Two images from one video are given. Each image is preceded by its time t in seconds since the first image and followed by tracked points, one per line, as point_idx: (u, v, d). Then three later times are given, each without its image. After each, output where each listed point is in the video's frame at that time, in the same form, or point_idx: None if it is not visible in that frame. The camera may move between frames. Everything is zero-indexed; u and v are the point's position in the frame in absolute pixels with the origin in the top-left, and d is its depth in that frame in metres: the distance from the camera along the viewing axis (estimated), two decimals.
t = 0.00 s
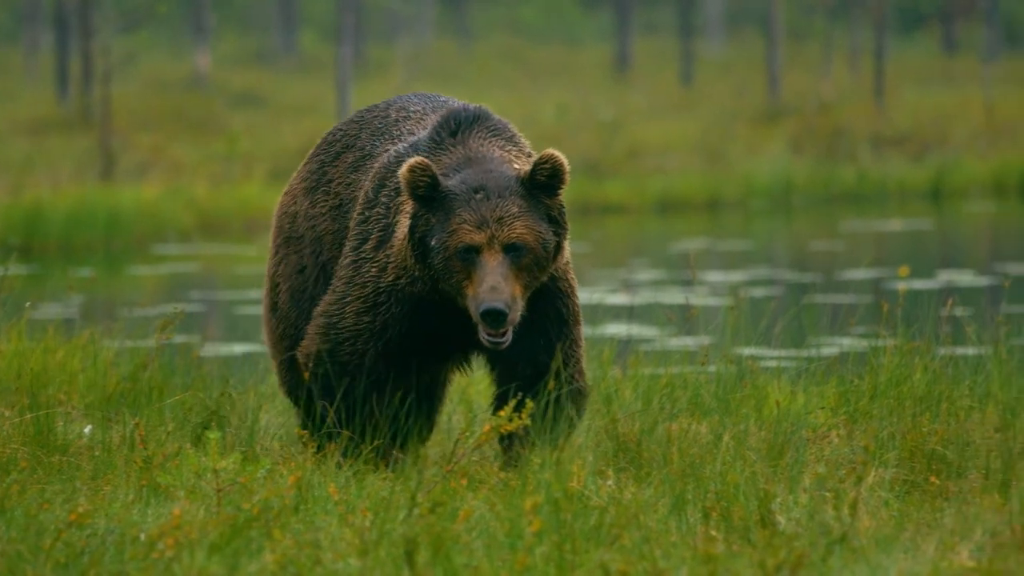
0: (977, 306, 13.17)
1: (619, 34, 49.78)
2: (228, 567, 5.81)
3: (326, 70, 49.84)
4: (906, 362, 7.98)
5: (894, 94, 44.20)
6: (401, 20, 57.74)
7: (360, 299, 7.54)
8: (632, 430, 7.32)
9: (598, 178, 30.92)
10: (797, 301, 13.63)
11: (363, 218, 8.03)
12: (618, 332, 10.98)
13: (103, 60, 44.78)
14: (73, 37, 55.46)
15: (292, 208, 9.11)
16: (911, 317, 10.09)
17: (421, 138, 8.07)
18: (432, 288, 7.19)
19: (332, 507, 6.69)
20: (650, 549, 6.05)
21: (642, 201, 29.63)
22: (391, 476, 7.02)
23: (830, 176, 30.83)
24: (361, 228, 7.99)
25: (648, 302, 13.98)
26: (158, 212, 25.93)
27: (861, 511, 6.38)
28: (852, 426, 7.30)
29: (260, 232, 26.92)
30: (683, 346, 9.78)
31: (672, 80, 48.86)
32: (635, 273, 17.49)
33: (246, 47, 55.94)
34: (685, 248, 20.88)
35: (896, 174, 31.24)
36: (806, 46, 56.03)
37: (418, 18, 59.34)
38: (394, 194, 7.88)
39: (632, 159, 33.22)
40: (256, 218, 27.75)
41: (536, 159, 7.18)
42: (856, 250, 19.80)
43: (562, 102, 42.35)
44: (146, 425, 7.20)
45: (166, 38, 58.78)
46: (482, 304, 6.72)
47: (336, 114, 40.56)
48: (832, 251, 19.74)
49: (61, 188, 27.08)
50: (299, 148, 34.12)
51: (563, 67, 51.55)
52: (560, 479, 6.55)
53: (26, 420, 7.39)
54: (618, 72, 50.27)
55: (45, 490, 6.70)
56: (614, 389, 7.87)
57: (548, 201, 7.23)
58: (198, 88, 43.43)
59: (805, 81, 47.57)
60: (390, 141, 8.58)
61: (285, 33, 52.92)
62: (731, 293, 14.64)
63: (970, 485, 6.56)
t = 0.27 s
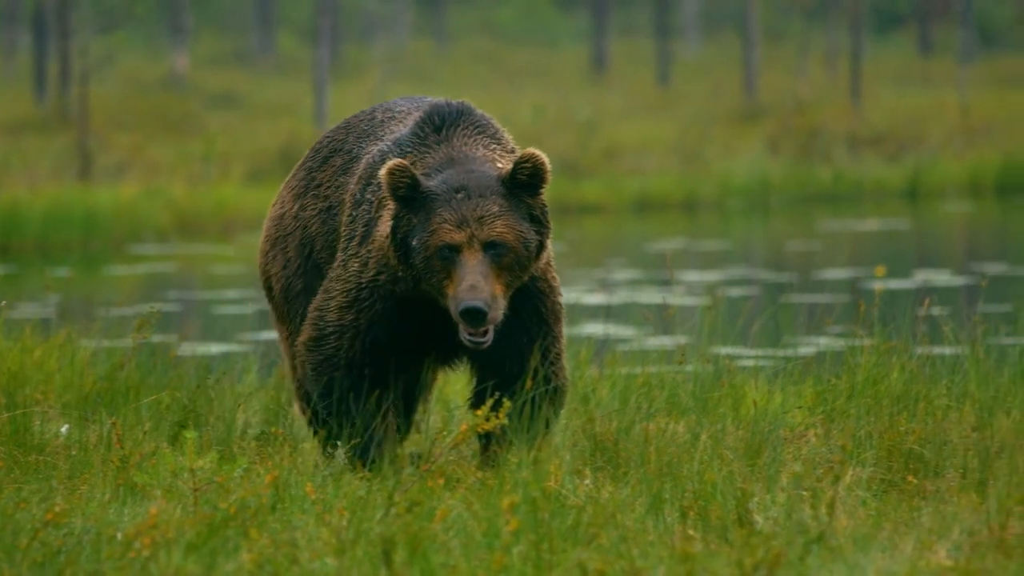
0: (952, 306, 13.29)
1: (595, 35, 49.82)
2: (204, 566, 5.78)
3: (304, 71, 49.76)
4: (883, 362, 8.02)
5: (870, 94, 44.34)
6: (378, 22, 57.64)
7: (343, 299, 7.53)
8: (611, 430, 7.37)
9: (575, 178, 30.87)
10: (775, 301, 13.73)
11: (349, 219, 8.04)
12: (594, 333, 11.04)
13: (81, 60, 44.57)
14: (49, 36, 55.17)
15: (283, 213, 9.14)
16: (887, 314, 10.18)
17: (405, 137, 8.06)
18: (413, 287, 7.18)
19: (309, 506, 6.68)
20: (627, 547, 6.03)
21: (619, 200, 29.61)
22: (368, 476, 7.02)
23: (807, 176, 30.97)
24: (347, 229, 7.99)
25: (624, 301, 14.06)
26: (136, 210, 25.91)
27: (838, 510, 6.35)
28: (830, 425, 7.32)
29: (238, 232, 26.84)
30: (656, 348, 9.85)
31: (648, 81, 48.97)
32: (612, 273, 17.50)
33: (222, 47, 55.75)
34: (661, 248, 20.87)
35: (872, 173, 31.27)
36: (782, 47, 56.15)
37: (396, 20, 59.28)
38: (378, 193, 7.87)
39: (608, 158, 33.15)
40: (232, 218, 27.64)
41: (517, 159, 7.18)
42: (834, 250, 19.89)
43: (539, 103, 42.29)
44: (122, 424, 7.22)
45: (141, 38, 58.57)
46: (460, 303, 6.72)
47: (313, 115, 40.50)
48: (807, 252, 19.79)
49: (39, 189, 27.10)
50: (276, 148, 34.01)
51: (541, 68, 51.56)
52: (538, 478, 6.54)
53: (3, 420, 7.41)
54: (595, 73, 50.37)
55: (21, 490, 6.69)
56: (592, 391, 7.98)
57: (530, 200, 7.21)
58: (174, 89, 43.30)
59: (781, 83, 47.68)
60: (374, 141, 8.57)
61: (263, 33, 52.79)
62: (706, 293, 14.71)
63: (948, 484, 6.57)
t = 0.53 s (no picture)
0: (933, 305, 13.41)
1: (577, 33, 49.86)
2: (185, 564, 5.77)
3: (286, 69, 49.72)
4: (865, 361, 8.11)
5: (851, 94, 44.45)
6: (360, 20, 57.55)
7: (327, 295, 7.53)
8: (592, 428, 7.40)
9: (556, 176, 30.83)
10: (756, 300, 13.83)
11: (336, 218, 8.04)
12: (575, 332, 11.13)
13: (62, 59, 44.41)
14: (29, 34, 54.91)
15: (274, 218, 9.14)
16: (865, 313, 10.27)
17: (391, 134, 8.07)
18: (393, 281, 7.17)
19: (291, 504, 6.67)
20: (609, 545, 6.00)
21: (601, 199, 29.59)
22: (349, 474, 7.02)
23: (789, 176, 31.14)
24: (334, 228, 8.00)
25: (606, 301, 14.14)
26: (119, 208, 25.89)
27: (820, 508, 6.32)
28: (812, 423, 7.35)
29: (219, 230, 26.78)
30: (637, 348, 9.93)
31: (630, 80, 49.06)
32: (595, 272, 17.51)
33: (204, 44, 55.61)
34: (642, 246, 20.86)
35: (853, 173, 31.43)
36: (761, 46, 56.27)
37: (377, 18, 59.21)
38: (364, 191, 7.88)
39: (589, 156, 33.06)
40: (213, 215, 27.56)
41: (500, 154, 7.19)
42: (817, 249, 19.98)
43: (520, 100, 42.27)
44: (103, 423, 7.24)
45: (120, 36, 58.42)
46: (435, 294, 6.71)
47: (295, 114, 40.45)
48: (789, 250, 19.83)
49: (21, 188, 27.05)
50: (257, 147, 33.94)
51: (521, 65, 51.58)
52: (520, 476, 6.52)
53: None
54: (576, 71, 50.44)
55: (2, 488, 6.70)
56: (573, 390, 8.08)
57: (512, 196, 7.23)
58: (155, 87, 43.22)
59: (759, 82, 47.91)
60: (361, 141, 8.57)
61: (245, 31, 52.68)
62: (688, 292, 14.78)
63: (929, 482, 6.56)
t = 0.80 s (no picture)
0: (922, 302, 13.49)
1: (567, 31, 50.01)
2: (174, 561, 5.74)
3: (276, 69, 49.76)
4: (854, 358, 8.27)
5: (840, 92, 44.59)
6: (350, 20, 57.56)
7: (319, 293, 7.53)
8: (582, 427, 7.41)
9: (546, 175, 30.84)
10: (745, 298, 13.91)
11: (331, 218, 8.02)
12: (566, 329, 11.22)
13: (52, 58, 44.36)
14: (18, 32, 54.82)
15: (269, 222, 9.12)
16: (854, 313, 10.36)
17: (384, 133, 8.08)
18: (383, 276, 7.16)
19: (279, 503, 6.65)
20: (598, 544, 5.97)
21: (591, 197, 29.62)
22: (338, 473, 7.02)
23: (778, 171, 31.37)
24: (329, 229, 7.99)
25: (594, 299, 14.25)
26: (108, 207, 25.86)
27: (810, 506, 6.30)
28: (801, 421, 7.38)
29: (208, 229, 26.79)
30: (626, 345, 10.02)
31: (620, 78, 49.19)
32: (584, 270, 17.55)
33: (195, 43, 55.64)
34: (633, 245, 20.88)
35: (841, 170, 31.56)
36: (750, 43, 56.44)
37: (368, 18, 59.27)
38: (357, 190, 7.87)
39: (579, 155, 33.05)
40: (203, 214, 27.53)
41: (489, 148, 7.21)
42: (806, 246, 20.05)
43: (510, 99, 42.31)
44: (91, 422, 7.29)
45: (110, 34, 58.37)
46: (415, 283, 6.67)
47: (285, 113, 40.46)
48: (779, 249, 19.89)
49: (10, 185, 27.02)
50: (246, 147, 33.89)
51: (511, 64, 51.69)
52: (509, 474, 6.49)
53: None
54: (566, 69, 50.57)
55: None
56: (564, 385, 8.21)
57: (502, 191, 7.25)
58: (145, 86, 43.19)
59: (748, 80, 48.00)
60: (355, 142, 8.56)
61: (235, 30, 52.70)
62: (677, 290, 14.87)
63: (919, 479, 6.56)
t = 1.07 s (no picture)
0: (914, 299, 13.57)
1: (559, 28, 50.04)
2: (166, 557, 5.72)
3: (268, 66, 49.67)
4: (846, 354, 8.38)
5: (831, 89, 44.64)
6: (343, 17, 57.46)
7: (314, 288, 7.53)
8: (574, 422, 7.47)
9: (539, 172, 30.77)
10: (737, 295, 13.98)
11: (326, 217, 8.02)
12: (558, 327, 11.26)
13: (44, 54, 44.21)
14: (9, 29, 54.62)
15: (267, 224, 9.10)
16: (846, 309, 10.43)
17: (380, 131, 8.06)
18: (375, 268, 7.17)
19: (272, 499, 6.64)
20: (590, 540, 5.96)
21: (583, 194, 29.58)
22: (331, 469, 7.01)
23: (771, 169, 31.50)
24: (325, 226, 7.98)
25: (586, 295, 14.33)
26: (100, 205, 25.80)
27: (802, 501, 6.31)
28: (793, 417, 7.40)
29: (200, 225, 26.70)
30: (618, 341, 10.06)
31: (611, 74, 49.22)
32: (577, 267, 17.54)
33: (186, 39, 55.52)
34: (625, 241, 20.88)
35: (835, 168, 31.62)
36: (741, 40, 56.49)
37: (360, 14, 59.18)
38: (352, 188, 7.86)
39: (572, 152, 32.98)
40: (195, 210, 27.44)
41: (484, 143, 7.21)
42: (798, 243, 20.09)
43: (501, 96, 42.28)
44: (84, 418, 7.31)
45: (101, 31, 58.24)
46: (402, 269, 6.70)
47: (278, 109, 40.38)
48: (771, 245, 19.92)
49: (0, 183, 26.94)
50: (239, 143, 33.80)
51: (503, 61, 51.68)
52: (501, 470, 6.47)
53: None
54: (558, 66, 50.59)
55: None
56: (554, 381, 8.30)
57: (496, 186, 7.25)
58: (138, 83, 43.09)
59: (739, 77, 48.05)
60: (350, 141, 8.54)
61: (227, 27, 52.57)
62: (670, 287, 14.91)
63: (911, 476, 6.56)
